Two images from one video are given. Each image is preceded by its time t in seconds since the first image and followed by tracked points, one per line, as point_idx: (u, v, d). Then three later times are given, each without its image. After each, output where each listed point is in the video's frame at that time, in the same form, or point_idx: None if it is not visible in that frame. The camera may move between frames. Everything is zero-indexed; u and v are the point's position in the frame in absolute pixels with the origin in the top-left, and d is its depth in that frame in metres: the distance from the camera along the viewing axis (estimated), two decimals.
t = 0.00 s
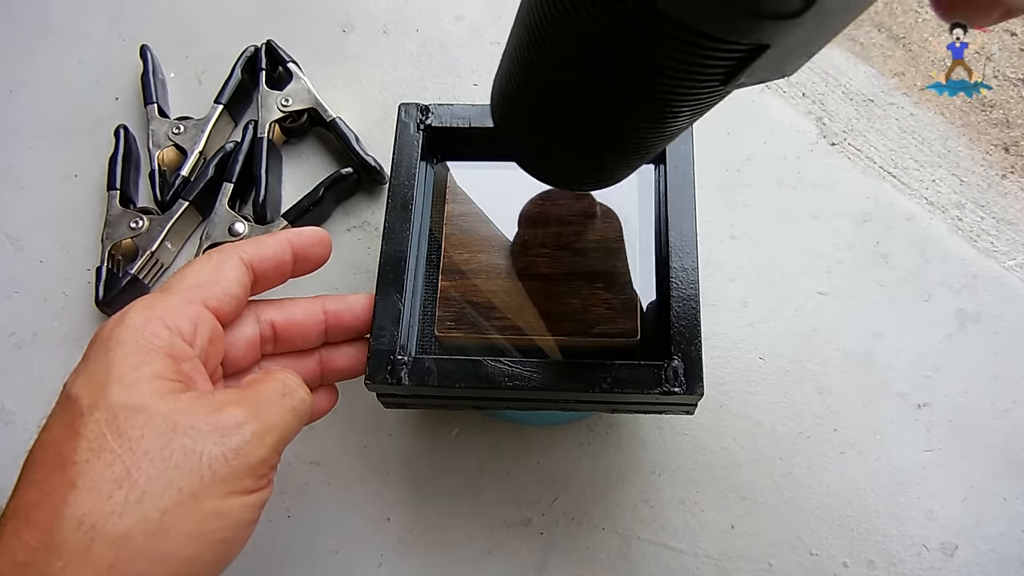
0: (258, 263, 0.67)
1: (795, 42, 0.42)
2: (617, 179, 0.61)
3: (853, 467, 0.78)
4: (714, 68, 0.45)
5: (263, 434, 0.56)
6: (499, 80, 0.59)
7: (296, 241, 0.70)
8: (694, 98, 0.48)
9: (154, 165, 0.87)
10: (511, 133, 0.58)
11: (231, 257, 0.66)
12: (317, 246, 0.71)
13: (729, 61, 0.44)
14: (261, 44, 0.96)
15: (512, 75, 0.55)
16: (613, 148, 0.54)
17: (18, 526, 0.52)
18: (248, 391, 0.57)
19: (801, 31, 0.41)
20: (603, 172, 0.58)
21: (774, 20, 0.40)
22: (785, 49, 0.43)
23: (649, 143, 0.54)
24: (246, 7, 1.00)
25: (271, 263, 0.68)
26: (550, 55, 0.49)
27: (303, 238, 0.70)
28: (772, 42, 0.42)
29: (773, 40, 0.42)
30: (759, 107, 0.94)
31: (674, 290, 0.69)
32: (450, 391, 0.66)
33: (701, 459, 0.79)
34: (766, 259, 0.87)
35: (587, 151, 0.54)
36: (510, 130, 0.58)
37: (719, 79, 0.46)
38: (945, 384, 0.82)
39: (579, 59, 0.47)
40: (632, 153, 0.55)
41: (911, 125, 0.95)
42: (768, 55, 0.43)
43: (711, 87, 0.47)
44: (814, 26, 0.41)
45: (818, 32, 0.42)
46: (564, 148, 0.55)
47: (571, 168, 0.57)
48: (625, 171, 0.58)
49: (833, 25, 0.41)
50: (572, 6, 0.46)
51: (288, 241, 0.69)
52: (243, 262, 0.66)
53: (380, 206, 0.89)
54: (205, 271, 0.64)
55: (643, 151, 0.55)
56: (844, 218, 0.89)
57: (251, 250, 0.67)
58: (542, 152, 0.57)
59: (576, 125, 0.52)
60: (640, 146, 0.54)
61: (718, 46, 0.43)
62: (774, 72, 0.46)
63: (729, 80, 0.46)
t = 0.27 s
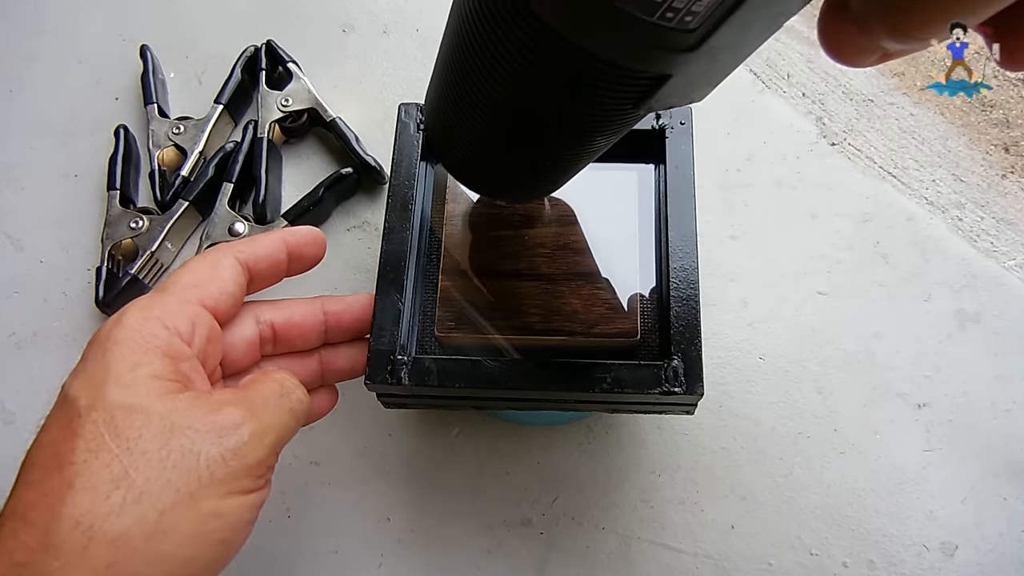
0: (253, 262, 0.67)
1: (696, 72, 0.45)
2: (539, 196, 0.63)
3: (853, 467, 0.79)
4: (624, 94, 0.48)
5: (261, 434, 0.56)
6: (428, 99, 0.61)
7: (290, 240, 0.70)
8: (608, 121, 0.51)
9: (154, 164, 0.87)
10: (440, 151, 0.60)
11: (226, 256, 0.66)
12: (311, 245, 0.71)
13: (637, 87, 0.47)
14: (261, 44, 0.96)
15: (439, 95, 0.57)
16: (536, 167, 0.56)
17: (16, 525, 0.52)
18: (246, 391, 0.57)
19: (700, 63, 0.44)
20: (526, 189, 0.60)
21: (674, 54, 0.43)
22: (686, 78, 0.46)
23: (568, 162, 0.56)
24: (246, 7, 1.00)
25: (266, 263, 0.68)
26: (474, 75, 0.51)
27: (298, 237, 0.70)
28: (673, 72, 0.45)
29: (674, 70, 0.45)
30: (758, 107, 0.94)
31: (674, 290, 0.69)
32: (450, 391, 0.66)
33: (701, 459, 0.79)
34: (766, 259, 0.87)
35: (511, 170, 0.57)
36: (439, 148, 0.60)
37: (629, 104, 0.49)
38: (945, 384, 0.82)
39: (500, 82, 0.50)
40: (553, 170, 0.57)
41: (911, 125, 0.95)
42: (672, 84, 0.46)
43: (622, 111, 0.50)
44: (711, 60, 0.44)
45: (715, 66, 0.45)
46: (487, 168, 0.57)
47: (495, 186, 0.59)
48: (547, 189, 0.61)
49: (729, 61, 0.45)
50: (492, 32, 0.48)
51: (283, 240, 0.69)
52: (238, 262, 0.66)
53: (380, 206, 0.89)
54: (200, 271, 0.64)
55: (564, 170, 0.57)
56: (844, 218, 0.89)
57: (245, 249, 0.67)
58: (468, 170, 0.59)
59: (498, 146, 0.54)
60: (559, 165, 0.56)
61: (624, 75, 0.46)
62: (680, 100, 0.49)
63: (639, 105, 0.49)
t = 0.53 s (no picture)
0: (248, 260, 0.68)
1: (662, 72, 0.46)
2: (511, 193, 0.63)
3: (853, 467, 0.78)
4: (593, 93, 0.48)
5: (260, 433, 0.56)
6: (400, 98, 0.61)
7: (286, 239, 0.70)
8: (577, 119, 0.51)
9: (154, 164, 0.87)
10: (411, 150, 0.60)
11: (221, 255, 0.66)
12: (306, 244, 0.71)
13: (604, 87, 0.47)
14: (261, 44, 0.96)
15: (409, 95, 0.57)
16: (508, 165, 0.56)
17: (16, 525, 0.52)
18: (244, 390, 0.57)
19: (665, 64, 0.45)
20: (497, 186, 0.60)
21: (637, 56, 0.43)
22: (652, 77, 0.46)
23: (539, 160, 0.57)
24: (245, 7, 1.00)
25: (261, 261, 0.68)
26: (442, 78, 0.51)
27: (293, 236, 0.70)
28: (638, 73, 0.45)
29: (639, 71, 0.45)
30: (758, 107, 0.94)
31: (674, 290, 0.69)
32: (450, 391, 0.66)
33: (701, 459, 0.79)
34: (766, 258, 0.87)
35: (482, 169, 0.57)
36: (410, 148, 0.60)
37: (597, 103, 0.49)
38: (945, 384, 0.82)
39: (467, 84, 0.50)
40: (525, 168, 0.57)
41: (911, 125, 0.95)
42: (640, 83, 0.46)
43: (591, 109, 0.50)
44: (676, 62, 0.45)
45: (680, 66, 0.45)
46: (458, 167, 0.57)
47: (468, 185, 0.60)
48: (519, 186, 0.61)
49: (693, 61, 0.45)
50: (458, 36, 0.48)
51: (278, 239, 0.69)
52: (234, 260, 0.67)
53: (380, 206, 0.89)
54: (196, 270, 0.65)
55: (535, 167, 0.58)
56: (844, 218, 0.89)
57: (241, 247, 0.67)
58: (440, 169, 0.59)
59: (468, 145, 0.55)
60: (530, 163, 0.56)
61: (589, 76, 0.46)
62: (650, 99, 0.49)
63: (607, 104, 0.50)
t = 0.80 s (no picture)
0: (248, 260, 0.68)
1: (657, 74, 0.46)
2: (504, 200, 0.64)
3: (853, 467, 0.78)
4: (587, 97, 0.48)
5: (259, 434, 0.56)
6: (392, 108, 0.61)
7: (285, 239, 0.70)
8: (571, 123, 0.51)
9: (154, 165, 0.87)
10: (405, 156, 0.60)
11: (220, 254, 0.66)
12: (306, 244, 0.71)
13: (598, 91, 0.47)
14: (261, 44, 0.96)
15: (403, 103, 0.57)
16: (502, 172, 0.56)
17: (15, 524, 0.52)
18: (244, 390, 0.57)
19: (659, 65, 0.45)
20: (492, 193, 0.60)
21: (632, 58, 0.44)
22: (647, 79, 0.46)
23: (534, 166, 0.57)
24: (245, 7, 1.00)
25: (261, 261, 0.68)
26: (436, 85, 0.51)
27: (291, 236, 0.70)
28: (632, 75, 0.45)
29: (633, 74, 0.45)
30: (758, 107, 0.94)
31: (674, 290, 0.69)
32: (450, 391, 0.66)
33: (701, 459, 0.79)
34: (766, 259, 0.87)
35: (477, 176, 0.57)
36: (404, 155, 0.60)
37: (591, 107, 0.49)
38: (945, 384, 0.82)
39: (461, 91, 0.50)
40: (519, 175, 0.57)
41: (911, 125, 0.95)
42: (635, 85, 0.47)
43: (586, 113, 0.50)
44: (669, 64, 0.45)
45: (673, 70, 0.46)
46: (452, 174, 0.58)
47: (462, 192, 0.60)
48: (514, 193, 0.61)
49: (685, 63, 0.46)
50: (452, 43, 0.48)
51: (278, 239, 0.69)
52: (233, 260, 0.67)
53: (380, 206, 0.89)
54: (196, 270, 0.65)
55: (529, 174, 0.58)
56: (844, 218, 0.89)
57: (240, 247, 0.67)
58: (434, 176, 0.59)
59: (462, 153, 0.55)
60: (525, 169, 0.57)
61: (584, 79, 0.46)
62: (645, 101, 0.50)
63: (600, 110, 0.50)
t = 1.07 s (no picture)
0: (247, 259, 0.68)
1: (662, 116, 0.40)
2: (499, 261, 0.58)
3: (853, 467, 0.78)
4: (583, 145, 0.42)
5: (259, 433, 0.56)
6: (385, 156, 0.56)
7: (285, 238, 0.70)
8: (564, 178, 0.45)
9: (154, 165, 0.87)
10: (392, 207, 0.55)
11: (219, 254, 0.66)
12: (306, 244, 0.71)
13: (595, 135, 0.41)
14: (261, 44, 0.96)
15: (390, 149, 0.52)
16: (490, 227, 0.50)
17: (15, 524, 0.52)
18: (244, 389, 0.57)
19: (664, 106, 0.39)
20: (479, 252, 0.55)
21: (632, 99, 0.38)
22: (651, 123, 0.40)
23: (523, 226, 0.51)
24: (245, 7, 1.00)
25: (260, 260, 0.68)
26: (422, 127, 0.46)
27: (291, 235, 0.70)
28: (634, 119, 0.39)
29: (633, 117, 0.39)
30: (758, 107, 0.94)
31: (674, 290, 0.69)
32: (450, 391, 0.66)
33: (700, 459, 0.79)
34: (766, 259, 0.87)
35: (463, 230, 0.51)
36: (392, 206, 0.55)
37: (588, 157, 0.43)
38: (945, 384, 0.82)
39: (446, 133, 0.44)
40: (510, 233, 0.51)
41: (911, 125, 0.95)
42: (636, 131, 0.41)
43: (580, 166, 0.44)
44: (675, 105, 0.39)
45: (677, 110, 0.40)
46: (439, 228, 0.52)
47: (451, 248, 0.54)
48: (509, 251, 0.56)
49: (692, 102, 0.40)
50: (438, 79, 0.43)
51: (277, 239, 0.69)
52: (232, 259, 0.67)
53: (380, 205, 0.89)
54: (195, 270, 0.65)
55: (523, 232, 0.52)
56: (844, 218, 0.89)
57: (240, 246, 0.67)
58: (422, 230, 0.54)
59: (447, 205, 0.49)
60: (513, 228, 0.51)
61: (580, 124, 0.40)
62: (647, 149, 0.44)
63: (598, 161, 0.44)
